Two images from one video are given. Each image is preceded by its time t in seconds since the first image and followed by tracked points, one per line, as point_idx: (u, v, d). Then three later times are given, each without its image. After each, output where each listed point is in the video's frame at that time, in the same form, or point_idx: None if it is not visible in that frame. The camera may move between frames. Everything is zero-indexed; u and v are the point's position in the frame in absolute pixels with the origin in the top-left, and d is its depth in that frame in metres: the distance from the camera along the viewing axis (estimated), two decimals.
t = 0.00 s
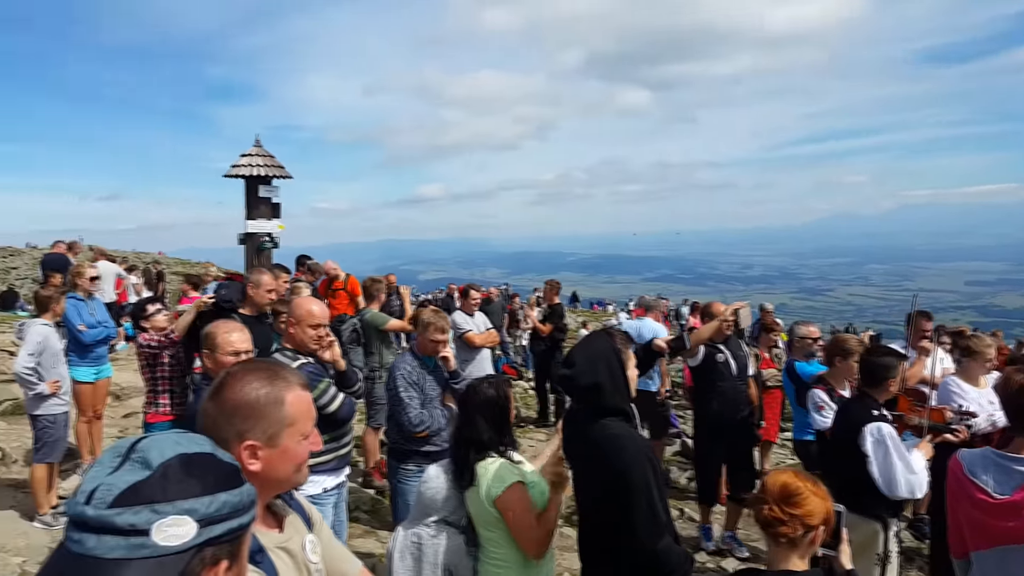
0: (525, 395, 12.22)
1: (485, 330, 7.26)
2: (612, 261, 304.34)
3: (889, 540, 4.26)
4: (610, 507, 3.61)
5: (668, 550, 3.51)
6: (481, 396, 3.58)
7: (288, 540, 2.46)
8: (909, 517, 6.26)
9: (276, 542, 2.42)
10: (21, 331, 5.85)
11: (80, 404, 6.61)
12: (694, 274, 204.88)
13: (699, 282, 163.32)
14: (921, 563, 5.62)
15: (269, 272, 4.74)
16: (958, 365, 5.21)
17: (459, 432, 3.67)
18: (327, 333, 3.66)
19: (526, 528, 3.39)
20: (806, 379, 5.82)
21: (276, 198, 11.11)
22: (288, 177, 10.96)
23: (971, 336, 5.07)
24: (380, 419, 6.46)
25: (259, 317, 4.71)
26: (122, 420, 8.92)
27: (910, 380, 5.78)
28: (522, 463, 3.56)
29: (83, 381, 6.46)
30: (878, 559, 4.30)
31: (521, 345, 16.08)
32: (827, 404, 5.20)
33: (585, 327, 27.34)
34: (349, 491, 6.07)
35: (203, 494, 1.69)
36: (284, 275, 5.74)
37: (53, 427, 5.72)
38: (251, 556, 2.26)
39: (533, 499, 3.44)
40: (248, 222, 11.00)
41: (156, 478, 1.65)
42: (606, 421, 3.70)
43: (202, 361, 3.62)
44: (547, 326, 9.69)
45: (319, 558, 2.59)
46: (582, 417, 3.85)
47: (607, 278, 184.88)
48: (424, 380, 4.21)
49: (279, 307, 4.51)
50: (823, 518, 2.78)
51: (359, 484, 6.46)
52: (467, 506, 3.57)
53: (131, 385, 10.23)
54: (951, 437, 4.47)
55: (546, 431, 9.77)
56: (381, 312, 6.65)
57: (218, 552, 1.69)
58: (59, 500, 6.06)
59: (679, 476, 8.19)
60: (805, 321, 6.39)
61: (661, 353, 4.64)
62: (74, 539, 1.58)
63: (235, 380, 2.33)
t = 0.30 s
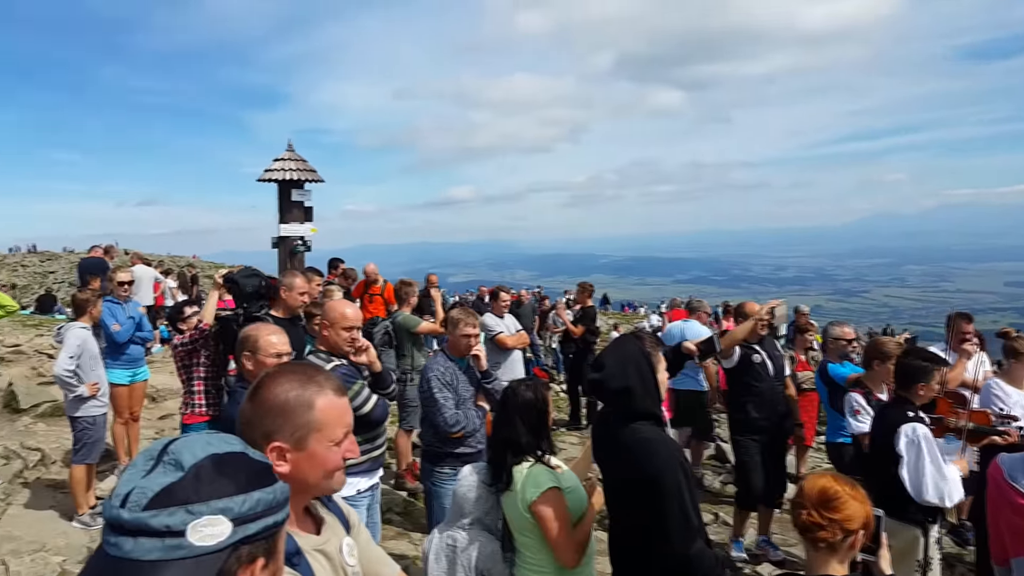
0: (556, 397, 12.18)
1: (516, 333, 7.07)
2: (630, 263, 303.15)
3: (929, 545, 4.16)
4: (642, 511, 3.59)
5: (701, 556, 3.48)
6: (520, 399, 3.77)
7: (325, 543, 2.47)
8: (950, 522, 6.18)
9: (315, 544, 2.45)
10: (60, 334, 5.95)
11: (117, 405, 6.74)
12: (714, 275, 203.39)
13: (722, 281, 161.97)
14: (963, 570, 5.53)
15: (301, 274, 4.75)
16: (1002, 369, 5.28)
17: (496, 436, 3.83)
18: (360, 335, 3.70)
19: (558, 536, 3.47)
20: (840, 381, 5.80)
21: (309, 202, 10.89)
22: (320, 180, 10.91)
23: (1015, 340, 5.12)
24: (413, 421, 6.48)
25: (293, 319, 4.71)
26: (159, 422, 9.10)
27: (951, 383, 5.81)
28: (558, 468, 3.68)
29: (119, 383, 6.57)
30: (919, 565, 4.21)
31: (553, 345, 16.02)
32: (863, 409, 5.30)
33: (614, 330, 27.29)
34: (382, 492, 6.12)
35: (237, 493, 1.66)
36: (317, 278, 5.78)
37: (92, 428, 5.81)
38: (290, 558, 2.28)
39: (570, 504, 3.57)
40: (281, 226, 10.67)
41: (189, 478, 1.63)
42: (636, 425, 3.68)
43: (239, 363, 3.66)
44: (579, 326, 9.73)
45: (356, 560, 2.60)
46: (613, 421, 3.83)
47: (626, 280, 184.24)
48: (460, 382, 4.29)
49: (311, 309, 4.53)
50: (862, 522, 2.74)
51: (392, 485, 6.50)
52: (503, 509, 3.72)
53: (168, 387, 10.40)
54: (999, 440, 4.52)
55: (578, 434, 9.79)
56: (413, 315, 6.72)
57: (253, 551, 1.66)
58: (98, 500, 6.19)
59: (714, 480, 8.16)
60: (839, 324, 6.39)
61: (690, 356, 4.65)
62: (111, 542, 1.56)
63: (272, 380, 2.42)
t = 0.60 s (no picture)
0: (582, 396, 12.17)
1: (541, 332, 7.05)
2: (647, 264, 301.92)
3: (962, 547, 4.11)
4: (667, 512, 3.58)
5: (726, 558, 3.41)
6: (546, 399, 3.79)
7: (358, 540, 2.50)
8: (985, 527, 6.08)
9: (346, 541, 2.47)
10: (94, 333, 6.05)
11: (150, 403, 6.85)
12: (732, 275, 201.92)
13: (741, 282, 160.76)
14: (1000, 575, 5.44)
15: (330, 274, 4.80)
16: None
17: (522, 437, 3.85)
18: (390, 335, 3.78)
19: (586, 538, 3.47)
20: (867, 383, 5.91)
21: (337, 202, 10.93)
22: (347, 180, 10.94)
23: None
24: (440, 420, 6.52)
25: (321, 318, 4.74)
26: (190, 420, 9.25)
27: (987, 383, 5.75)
28: (584, 468, 3.68)
29: (149, 382, 6.71)
30: (951, 566, 4.14)
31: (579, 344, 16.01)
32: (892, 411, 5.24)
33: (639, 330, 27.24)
34: (410, 491, 6.17)
35: (273, 495, 1.64)
36: (345, 278, 5.81)
37: (126, 426, 5.89)
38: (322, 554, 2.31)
39: (597, 505, 3.57)
40: (309, 227, 10.68)
41: (226, 480, 1.60)
42: (661, 426, 3.67)
43: (275, 368, 3.67)
44: (606, 326, 9.75)
45: (388, 557, 2.62)
46: (637, 422, 3.82)
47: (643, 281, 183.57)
48: (489, 381, 4.36)
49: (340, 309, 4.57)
50: (897, 523, 2.75)
51: (419, 484, 6.55)
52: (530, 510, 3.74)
53: (198, 384, 10.56)
54: None
55: (604, 434, 9.79)
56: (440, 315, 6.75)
57: (291, 552, 1.65)
58: (132, 496, 6.32)
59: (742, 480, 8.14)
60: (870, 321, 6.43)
61: (717, 355, 4.64)
62: (150, 543, 1.56)
63: (301, 378, 2.49)
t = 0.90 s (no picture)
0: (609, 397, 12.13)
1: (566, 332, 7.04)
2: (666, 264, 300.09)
3: (1001, 549, 4.01)
4: (693, 513, 3.56)
5: (753, 560, 3.38)
6: (574, 399, 3.77)
7: (391, 536, 2.51)
8: None
9: (380, 537, 2.48)
10: (128, 332, 6.16)
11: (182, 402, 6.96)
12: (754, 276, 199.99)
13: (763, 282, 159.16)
14: None
15: (357, 273, 4.85)
16: None
17: (550, 437, 3.84)
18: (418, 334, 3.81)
19: (615, 538, 3.45)
20: (897, 384, 6.10)
21: (364, 203, 10.99)
22: (374, 181, 11.00)
23: None
24: (467, 420, 6.53)
25: (348, 318, 4.78)
26: (221, 418, 9.40)
27: None
28: (613, 469, 3.67)
29: (182, 381, 6.79)
30: (991, 568, 4.03)
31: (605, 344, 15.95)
32: (934, 411, 5.22)
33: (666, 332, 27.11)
34: (438, 490, 6.20)
35: (313, 490, 1.62)
36: (372, 278, 5.85)
37: (160, 424, 5.97)
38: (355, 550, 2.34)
39: (626, 506, 3.55)
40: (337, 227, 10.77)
41: (267, 476, 1.59)
42: (686, 428, 3.63)
43: (309, 368, 3.73)
44: (633, 326, 9.71)
45: (420, 553, 2.63)
46: (663, 423, 3.79)
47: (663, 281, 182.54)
48: (519, 380, 4.39)
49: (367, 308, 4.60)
50: (936, 526, 2.75)
51: (447, 483, 6.58)
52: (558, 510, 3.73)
53: (229, 383, 10.71)
54: None
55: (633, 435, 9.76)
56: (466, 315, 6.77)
57: (330, 549, 1.64)
58: (165, 493, 6.43)
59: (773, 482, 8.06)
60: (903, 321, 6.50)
61: (748, 357, 4.62)
62: (192, 538, 1.54)
63: (332, 377, 2.44)
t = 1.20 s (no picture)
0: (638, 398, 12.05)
1: (593, 333, 7.02)
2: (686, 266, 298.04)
3: None
4: (720, 513, 3.53)
5: (781, 562, 3.33)
6: (601, 399, 3.75)
7: (424, 536, 2.52)
8: None
9: (413, 536, 2.49)
10: (163, 331, 6.28)
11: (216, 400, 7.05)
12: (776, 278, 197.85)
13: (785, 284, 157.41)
14: None
15: (385, 274, 4.87)
16: None
17: (578, 437, 3.82)
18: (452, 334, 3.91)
19: (643, 539, 3.42)
20: (932, 386, 6.11)
21: (392, 204, 11.06)
22: (402, 182, 11.08)
23: None
24: (495, 420, 6.62)
25: (378, 318, 4.82)
26: (253, 417, 9.52)
27: None
28: (642, 468, 3.64)
29: (216, 379, 6.91)
30: None
31: (634, 345, 15.82)
32: (975, 413, 5.08)
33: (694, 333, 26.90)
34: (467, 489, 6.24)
35: (354, 482, 1.62)
36: (400, 279, 5.89)
37: (193, 422, 6.05)
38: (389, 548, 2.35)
39: (654, 507, 3.51)
40: (366, 229, 10.86)
41: (311, 467, 1.58)
42: (714, 428, 3.60)
43: (343, 368, 3.82)
44: (664, 326, 9.75)
45: (453, 553, 2.63)
46: (691, 423, 3.75)
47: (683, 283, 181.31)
48: (549, 379, 4.43)
49: (397, 308, 4.63)
50: (978, 530, 2.70)
51: (475, 483, 6.61)
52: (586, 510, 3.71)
53: (260, 383, 10.86)
54: None
55: (662, 437, 9.72)
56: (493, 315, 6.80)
57: (370, 538, 1.63)
58: (198, 491, 6.52)
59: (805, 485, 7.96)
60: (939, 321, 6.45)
61: (780, 358, 4.60)
62: (237, 529, 1.52)
63: (366, 375, 2.43)
